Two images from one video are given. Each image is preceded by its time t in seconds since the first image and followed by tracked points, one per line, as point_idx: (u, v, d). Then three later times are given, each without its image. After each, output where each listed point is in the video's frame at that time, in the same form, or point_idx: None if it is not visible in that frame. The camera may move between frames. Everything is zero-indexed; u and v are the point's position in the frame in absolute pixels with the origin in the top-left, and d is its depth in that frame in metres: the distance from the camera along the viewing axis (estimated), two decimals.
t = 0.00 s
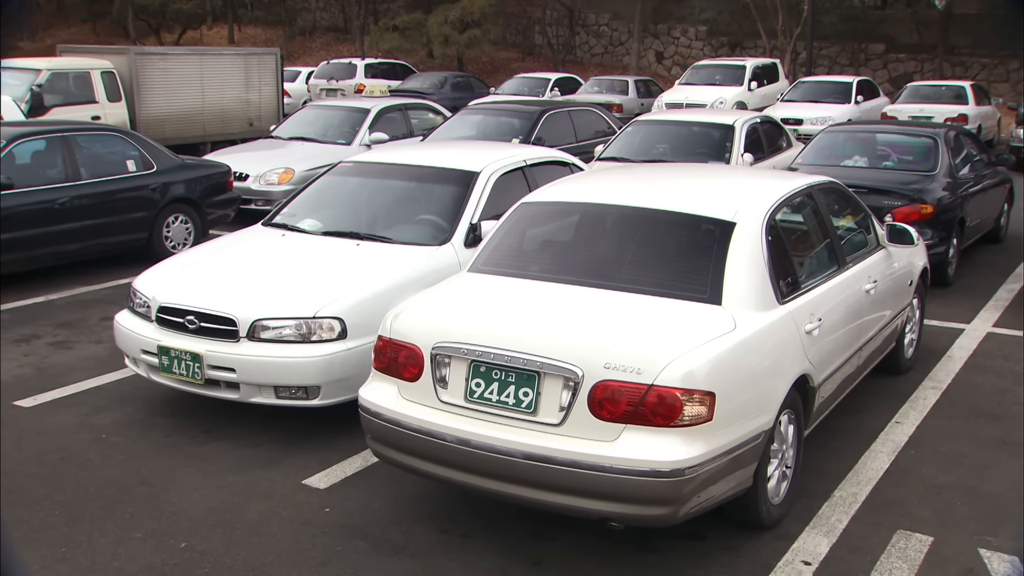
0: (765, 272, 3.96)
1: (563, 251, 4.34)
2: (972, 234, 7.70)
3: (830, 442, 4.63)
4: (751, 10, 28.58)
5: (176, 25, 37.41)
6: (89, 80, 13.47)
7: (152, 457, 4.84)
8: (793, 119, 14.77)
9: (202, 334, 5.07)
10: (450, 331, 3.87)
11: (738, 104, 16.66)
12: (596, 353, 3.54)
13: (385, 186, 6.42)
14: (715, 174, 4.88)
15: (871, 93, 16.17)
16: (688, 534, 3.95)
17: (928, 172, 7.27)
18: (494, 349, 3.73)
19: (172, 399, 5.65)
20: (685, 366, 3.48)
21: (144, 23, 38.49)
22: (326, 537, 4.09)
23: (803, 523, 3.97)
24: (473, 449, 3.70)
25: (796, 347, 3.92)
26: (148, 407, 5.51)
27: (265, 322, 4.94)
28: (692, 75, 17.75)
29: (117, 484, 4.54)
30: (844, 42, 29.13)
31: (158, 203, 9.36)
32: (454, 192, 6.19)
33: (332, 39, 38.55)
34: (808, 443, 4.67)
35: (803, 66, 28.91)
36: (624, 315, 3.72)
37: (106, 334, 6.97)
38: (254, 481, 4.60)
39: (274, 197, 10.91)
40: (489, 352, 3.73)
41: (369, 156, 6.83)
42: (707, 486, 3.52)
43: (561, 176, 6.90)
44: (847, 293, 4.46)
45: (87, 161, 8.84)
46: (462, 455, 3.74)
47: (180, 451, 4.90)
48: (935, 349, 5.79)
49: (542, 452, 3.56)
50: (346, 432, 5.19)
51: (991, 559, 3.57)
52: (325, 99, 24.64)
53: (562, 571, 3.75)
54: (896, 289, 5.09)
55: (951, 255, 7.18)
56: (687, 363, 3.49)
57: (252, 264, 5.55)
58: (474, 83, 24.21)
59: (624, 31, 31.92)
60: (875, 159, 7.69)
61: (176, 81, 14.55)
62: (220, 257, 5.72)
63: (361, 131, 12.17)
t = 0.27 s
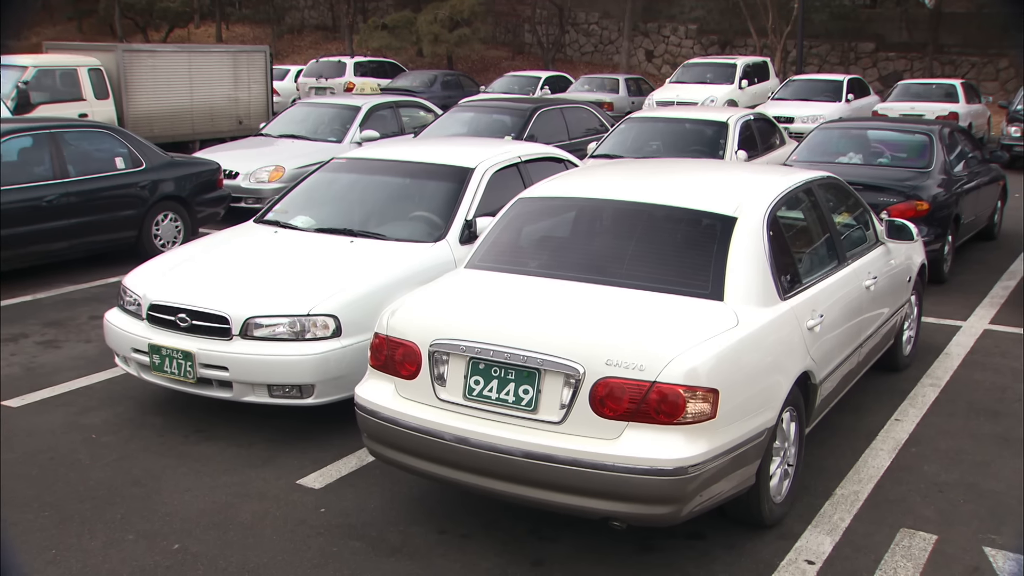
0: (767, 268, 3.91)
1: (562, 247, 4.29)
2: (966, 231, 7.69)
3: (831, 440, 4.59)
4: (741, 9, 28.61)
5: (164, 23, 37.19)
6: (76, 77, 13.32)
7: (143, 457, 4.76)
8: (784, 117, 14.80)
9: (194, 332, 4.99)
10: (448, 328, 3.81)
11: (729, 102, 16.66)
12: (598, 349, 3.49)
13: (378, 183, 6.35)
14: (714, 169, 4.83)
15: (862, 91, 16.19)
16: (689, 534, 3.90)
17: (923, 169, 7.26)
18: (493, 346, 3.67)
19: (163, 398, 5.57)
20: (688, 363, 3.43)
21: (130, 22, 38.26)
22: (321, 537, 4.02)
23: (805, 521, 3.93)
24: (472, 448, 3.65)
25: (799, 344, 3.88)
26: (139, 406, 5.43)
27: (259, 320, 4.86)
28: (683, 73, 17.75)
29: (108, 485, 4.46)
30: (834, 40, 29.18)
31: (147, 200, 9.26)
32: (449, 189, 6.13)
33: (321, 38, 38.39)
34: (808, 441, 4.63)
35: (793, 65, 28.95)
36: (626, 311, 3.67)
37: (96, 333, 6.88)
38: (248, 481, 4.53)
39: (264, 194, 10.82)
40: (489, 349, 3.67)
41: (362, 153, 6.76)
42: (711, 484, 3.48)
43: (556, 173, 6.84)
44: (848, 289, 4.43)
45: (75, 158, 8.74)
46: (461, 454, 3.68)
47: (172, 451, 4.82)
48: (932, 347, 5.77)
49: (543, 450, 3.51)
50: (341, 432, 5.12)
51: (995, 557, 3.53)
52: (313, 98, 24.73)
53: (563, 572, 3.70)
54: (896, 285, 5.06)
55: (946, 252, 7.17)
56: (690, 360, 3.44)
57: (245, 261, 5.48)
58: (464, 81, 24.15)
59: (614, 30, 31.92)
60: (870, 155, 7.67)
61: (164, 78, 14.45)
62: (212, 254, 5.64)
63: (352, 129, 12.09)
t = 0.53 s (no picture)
0: (767, 264, 3.87)
1: (558, 243, 4.24)
2: (959, 229, 7.69)
3: (829, 439, 4.56)
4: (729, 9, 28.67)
5: (149, 23, 36.94)
6: (60, 75, 13.19)
7: (133, 459, 4.68)
8: (774, 116, 14.82)
9: (184, 331, 4.91)
10: (444, 326, 3.76)
11: (718, 101, 16.66)
12: (598, 347, 3.44)
13: (370, 180, 6.28)
14: (711, 165, 4.79)
15: (851, 90, 16.22)
16: (689, 533, 3.85)
17: (916, 167, 7.25)
18: (491, 344, 3.62)
19: (152, 399, 5.48)
20: (690, 360, 3.38)
21: (115, 21, 37.98)
22: (316, 539, 3.95)
23: (805, 520, 3.89)
24: (470, 447, 3.59)
25: (799, 340, 3.84)
26: (128, 407, 5.34)
27: (250, 319, 4.79)
28: (671, 73, 17.74)
29: (97, 487, 4.38)
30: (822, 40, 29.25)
31: (134, 199, 9.15)
32: (442, 186, 6.07)
33: (307, 37, 38.22)
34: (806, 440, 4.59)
35: (781, 64, 29.02)
36: (625, 308, 3.62)
37: (82, 334, 6.78)
38: (240, 482, 4.46)
39: (253, 193, 10.72)
40: (486, 347, 3.62)
41: (353, 150, 6.70)
42: (712, 483, 3.43)
43: (549, 170, 6.79)
44: (846, 285, 4.39)
45: (60, 156, 8.63)
46: (459, 454, 3.63)
47: (162, 453, 4.74)
48: (928, 344, 5.75)
49: (543, 449, 3.45)
50: (334, 432, 5.05)
51: (999, 555, 3.50)
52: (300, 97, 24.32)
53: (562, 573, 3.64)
54: (892, 283, 5.04)
55: (939, 249, 7.15)
56: (692, 357, 3.39)
57: (235, 259, 5.40)
58: (452, 81, 24.09)
59: (602, 29, 31.92)
60: (862, 153, 7.65)
61: (150, 77, 14.32)
62: (202, 253, 5.57)
63: (341, 128, 12.00)
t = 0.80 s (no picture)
0: (765, 259, 3.84)
1: (553, 239, 4.19)
2: (949, 226, 7.70)
3: (826, 436, 4.53)
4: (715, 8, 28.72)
5: (132, 22, 36.65)
6: (43, 73, 13.05)
7: (120, 459, 4.60)
8: (762, 114, 14.86)
9: (173, 330, 4.83)
10: (439, 323, 3.70)
11: (705, 100, 16.66)
12: (597, 343, 3.39)
13: (360, 177, 6.22)
14: (706, 160, 4.75)
15: (838, 89, 16.26)
16: (688, 532, 3.81)
17: (907, 164, 7.24)
18: (488, 341, 3.56)
19: (139, 399, 5.39)
20: (690, 357, 3.34)
21: (97, 20, 37.65)
22: (309, 540, 3.89)
23: (804, 518, 3.86)
24: (467, 446, 3.54)
25: (798, 337, 3.80)
26: (115, 407, 5.25)
27: (240, 317, 4.71)
28: (659, 72, 17.72)
29: (85, 488, 4.29)
30: (808, 39, 29.33)
31: (119, 198, 9.03)
32: (433, 182, 6.01)
33: (292, 36, 38.03)
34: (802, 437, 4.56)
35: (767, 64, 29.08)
36: (624, 305, 3.57)
37: (68, 334, 6.67)
38: (230, 483, 4.39)
39: (240, 192, 10.62)
40: (483, 344, 3.56)
41: (343, 147, 6.63)
42: (713, 481, 3.40)
43: (540, 167, 6.74)
44: (843, 282, 4.36)
45: (44, 154, 8.51)
46: (455, 453, 3.57)
47: (150, 453, 4.66)
48: (921, 342, 5.73)
49: (541, 448, 3.40)
50: (326, 432, 4.98)
51: (1000, 554, 3.48)
52: (285, 95, 24.02)
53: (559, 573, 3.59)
54: (888, 279, 5.01)
55: (930, 247, 7.15)
56: (692, 354, 3.35)
57: (224, 257, 5.32)
58: (438, 79, 24.02)
59: (588, 28, 31.92)
60: (853, 150, 7.65)
61: (135, 75, 14.17)
62: (190, 250, 5.48)
63: (328, 126, 11.91)
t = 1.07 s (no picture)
0: (766, 255, 3.80)
1: (550, 235, 4.14)
2: (942, 224, 7.69)
3: (824, 434, 4.49)
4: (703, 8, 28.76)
5: (117, 21, 36.39)
6: (28, 71, 12.89)
7: (110, 461, 4.52)
8: (751, 113, 14.87)
9: (162, 329, 4.75)
10: (436, 320, 3.64)
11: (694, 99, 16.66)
12: (598, 340, 3.34)
13: (352, 174, 6.15)
14: (703, 156, 4.71)
15: (826, 88, 16.29)
16: (688, 532, 3.76)
17: (900, 161, 7.23)
18: (486, 338, 3.51)
19: (128, 399, 5.31)
20: (692, 353, 3.29)
21: (82, 19, 37.35)
22: (303, 542, 3.82)
23: (805, 517, 3.82)
24: (466, 445, 3.48)
25: (799, 333, 3.77)
26: (104, 408, 5.16)
27: (231, 316, 4.64)
28: (648, 71, 17.71)
29: (74, 490, 4.21)
30: (796, 38, 29.39)
31: (106, 196, 8.93)
32: (426, 179, 5.95)
33: (279, 36, 37.83)
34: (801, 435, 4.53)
35: (755, 63, 29.13)
36: (624, 301, 3.53)
37: (54, 333, 6.58)
38: (222, 484, 4.32)
39: (228, 190, 10.52)
40: (481, 341, 3.51)
41: (334, 144, 6.56)
42: (715, 480, 3.35)
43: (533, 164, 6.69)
44: (842, 278, 4.33)
45: (29, 152, 8.40)
46: (453, 452, 3.52)
47: (140, 455, 4.58)
48: (917, 339, 5.71)
49: (541, 447, 3.35)
50: (319, 432, 4.90)
51: (1004, 552, 3.45)
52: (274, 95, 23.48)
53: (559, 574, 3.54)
54: (885, 275, 4.99)
55: (924, 244, 7.14)
56: (693, 350, 3.30)
57: (215, 254, 5.25)
58: (426, 79, 23.94)
59: (576, 28, 31.90)
60: (845, 148, 7.63)
61: (120, 73, 14.04)
62: (179, 248, 5.40)
63: (317, 124, 11.83)
